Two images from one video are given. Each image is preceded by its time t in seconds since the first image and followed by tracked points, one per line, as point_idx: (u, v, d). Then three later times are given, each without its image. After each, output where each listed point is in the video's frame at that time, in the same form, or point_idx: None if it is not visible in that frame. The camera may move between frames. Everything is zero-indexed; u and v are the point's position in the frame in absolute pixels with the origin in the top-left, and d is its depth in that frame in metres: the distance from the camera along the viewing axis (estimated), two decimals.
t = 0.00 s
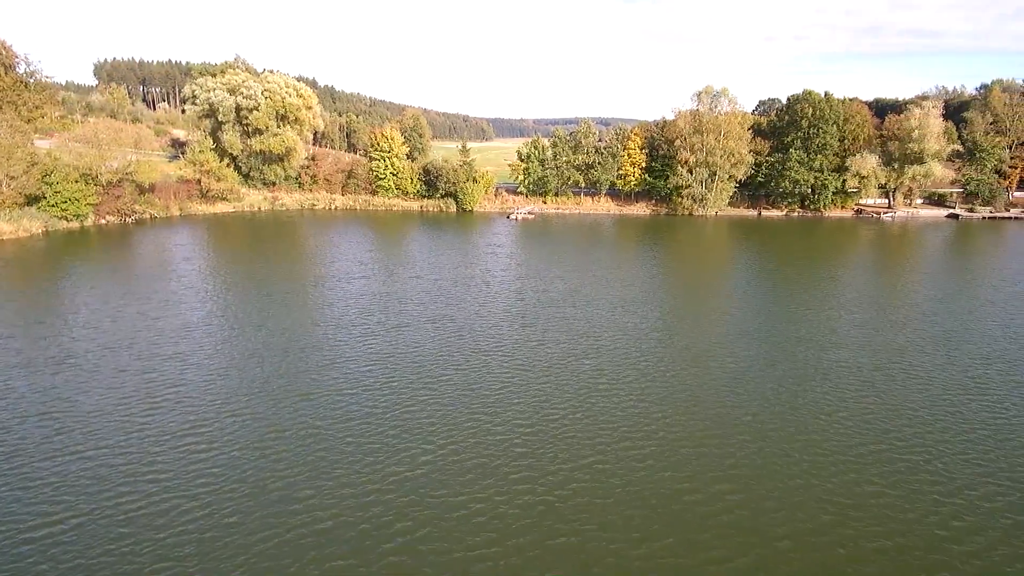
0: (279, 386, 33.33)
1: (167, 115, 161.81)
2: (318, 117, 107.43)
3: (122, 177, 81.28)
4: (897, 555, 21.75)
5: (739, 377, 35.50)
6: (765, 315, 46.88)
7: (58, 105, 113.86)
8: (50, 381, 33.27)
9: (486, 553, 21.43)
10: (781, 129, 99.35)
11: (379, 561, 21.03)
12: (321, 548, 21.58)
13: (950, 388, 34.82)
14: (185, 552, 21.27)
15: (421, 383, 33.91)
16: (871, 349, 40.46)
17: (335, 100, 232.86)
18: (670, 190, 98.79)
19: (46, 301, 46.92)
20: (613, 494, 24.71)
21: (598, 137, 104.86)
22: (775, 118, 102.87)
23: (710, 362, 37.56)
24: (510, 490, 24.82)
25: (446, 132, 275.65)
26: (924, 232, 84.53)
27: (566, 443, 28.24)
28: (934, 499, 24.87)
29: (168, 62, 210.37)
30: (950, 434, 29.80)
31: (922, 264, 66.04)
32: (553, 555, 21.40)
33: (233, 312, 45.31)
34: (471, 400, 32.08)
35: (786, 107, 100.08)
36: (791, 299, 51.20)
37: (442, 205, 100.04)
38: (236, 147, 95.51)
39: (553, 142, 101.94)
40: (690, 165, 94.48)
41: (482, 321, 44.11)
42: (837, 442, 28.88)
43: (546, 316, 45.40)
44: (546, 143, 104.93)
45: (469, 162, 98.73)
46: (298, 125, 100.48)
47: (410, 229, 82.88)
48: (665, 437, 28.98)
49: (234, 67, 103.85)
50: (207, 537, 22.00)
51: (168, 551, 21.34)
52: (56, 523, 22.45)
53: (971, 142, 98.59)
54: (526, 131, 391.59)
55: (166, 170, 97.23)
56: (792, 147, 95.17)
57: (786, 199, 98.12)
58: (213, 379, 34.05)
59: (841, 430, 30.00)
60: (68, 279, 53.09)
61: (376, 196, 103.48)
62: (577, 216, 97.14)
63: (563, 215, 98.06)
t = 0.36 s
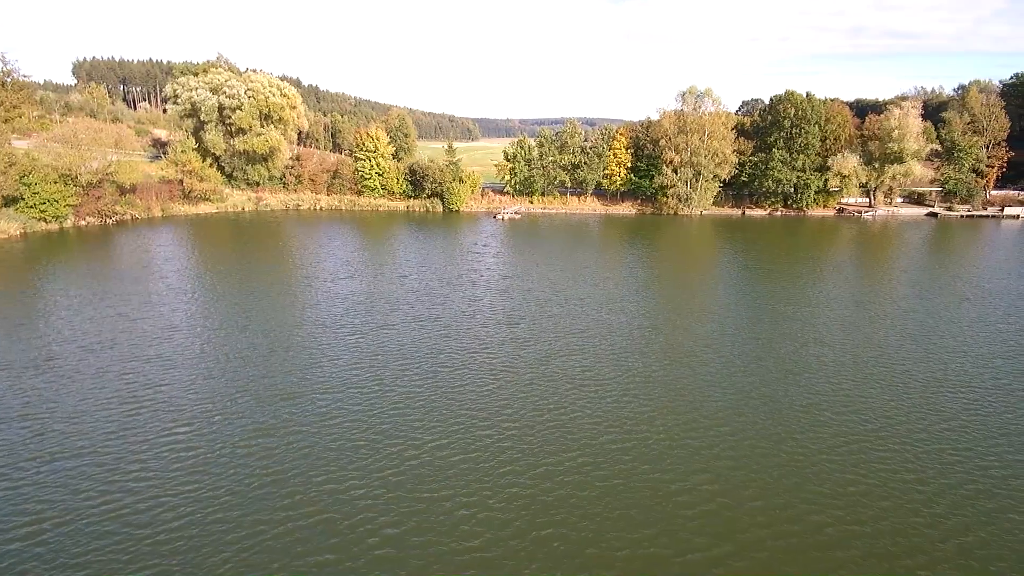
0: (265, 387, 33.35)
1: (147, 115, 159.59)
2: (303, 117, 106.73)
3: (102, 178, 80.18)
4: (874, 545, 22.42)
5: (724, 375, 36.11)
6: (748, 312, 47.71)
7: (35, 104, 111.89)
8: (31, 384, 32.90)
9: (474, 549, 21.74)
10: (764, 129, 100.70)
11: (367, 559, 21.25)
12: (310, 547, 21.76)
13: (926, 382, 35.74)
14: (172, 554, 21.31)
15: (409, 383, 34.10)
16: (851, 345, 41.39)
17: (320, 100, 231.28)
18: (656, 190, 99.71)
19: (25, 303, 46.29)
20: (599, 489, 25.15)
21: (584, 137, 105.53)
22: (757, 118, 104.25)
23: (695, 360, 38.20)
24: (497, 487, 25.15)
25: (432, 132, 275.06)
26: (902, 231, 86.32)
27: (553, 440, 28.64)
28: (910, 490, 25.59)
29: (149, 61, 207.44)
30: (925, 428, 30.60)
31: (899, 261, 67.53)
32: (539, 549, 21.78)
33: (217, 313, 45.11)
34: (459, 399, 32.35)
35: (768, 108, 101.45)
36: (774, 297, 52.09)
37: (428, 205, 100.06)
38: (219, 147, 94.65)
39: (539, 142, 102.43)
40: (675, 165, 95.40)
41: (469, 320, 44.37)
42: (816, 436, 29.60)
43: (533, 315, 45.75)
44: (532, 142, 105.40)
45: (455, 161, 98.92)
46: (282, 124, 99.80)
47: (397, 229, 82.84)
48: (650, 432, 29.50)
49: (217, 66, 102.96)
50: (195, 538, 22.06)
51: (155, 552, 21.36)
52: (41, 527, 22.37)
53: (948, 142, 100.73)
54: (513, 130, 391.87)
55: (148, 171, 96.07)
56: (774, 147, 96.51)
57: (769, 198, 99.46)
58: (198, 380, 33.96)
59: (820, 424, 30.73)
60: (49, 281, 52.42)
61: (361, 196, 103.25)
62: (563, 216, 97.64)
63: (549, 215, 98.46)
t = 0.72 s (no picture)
0: (250, 387, 33.34)
1: (128, 115, 157.48)
2: (286, 116, 105.97)
3: (81, 179, 79.05)
4: (849, 535, 23.06)
5: (708, 372, 36.72)
6: (731, 311, 48.47)
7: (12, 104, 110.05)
8: (10, 388, 32.56)
9: (460, 545, 22.02)
10: (746, 129, 102.05)
11: (354, 557, 21.46)
12: (296, 545, 21.93)
13: (904, 377, 36.60)
14: (157, 556, 21.33)
15: (396, 382, 34.24)
16: (830, 342, 42.24)
17: (304, 99, 229.65)
18: (641, 189, 100.56)
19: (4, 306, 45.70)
20: (583, 485, 25.54)
21: (569, 137, 106.20)
22: (740, 118, 105.57)
23: (679, 357, 38.79)
24: (483, 484, 25.45)
25: (417, 132, 274.58)
26: (882, 229, 87.92)
27: (538, 437, 29.01)
28: (886, 482, 26.30)
29: (129, 61, 204.67)
30: (902, 422, 31.36)
31: (877, 259, 68.97)
32: (524, 544, 22.13)
33: (201, 314, 44.85)
34: (446, 398, 32.58)
35: (751, 108, 102.81)
36: (756, 295, 52.93)
37: (414, 205, 99.90)
38: (201, 147, 93.79)
39: (525, 142, 102.89)
40: (660, 165, 96.28)
41: (455, 320, 44.59)
42: (796, 430, 30.29)
43: (519, 314, 46.06)
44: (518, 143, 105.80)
45: (441, 161, 99.02)
46: (266, 124, 99.11)
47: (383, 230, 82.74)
48: (633, 429, 29.99)
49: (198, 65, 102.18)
50: (179, 540, 22.09)
51: (140, 554, 21.39)
52: (24, 530, 22.31)
53: (927, 142, 102.70)
54: (498, 130, 392.19)
55: (129, 171, 94.91)
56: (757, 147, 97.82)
57: (752, 197, 100.74)
58: (181, 381, 33.85)
59: (799, 419, 31.45)
60: (28, 283, 51.78)
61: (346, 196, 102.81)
62: (549, 215, 98.05)
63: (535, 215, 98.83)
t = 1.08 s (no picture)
0: (234, 388, 33.28)
1: (107, 114, 155.10)
2: (270, 116, 105.04)
3: (59, 179, 77.75)
4: (826, 525, 23.70)
5: (693, 368, 37.31)
6: (715, 309, 49.18)
7: None
8: None
9: (448, 542, 22.24)
10: (729, 129, 103.29)
11: (342, 555, 21.59)
12: (281, 544, 22.06)
13: (881, 372, 37.53)
14: (142, 558, 21.29)
15: (382, 381, 34.38)
16: (811, 338, 43.06)
17: (287, 99, 227.87)
18: (626, 189, 101.30)
19: None
20: (569, 481, 25.89)
21: (555, 137, 106.71)
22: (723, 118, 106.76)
23: (664, 355, 39.35)
24: (468, 481, 25.78)
25: (402, 131, 273.77)
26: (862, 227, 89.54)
27: (523, 434, 29.35)
28: (861, 473, 27.05)
29: (108, 59, 201.55)
30: (880, 415, 32.13)
31: (856, 257, 70.37)
32: (509, 539, 22.47)
33: (185, 314, 44.59)
34: (433, 397, 32.75)
35: (733, 108, 104.09)
36: (739, 293, 53.70)
37: (399, 205, 99.75)
38: (182, 147, 92.80)
39: (510, 142, 103.22)
40: (645, 164, 97.04)
41: (441, 319, 44.77)
42: (775, 424, 30.96)
43: (505, 314, 46.30)
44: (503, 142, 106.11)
45: (427, 161, 99.02)
46: (248, 123, 98.19)
47: (368, 230, 82.54)
48: (617, 425, 30.44)
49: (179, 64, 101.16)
50: (165, 541, 22.04)
51: (124, 555, 21.37)
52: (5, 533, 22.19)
53: (906, 141, 104.95)
54: (484, 130, 392.43)
55: (108, 172, 93.57)
56: (740, 146, 99.06)
57: (735, 196, 101.96)
58: (164, 383, 33.67)
59: (779, 413, 32.13)
60: (6, 285, 51.00)
61: (331, 196, 102.31)
62: (534, 215, 98.41)
63: (521, 214, 99.02)
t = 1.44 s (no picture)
0: (219, 389, 33.28)
1: (86, 113, 152.63)
2: (252, 115, 104.13)
3: (37, 180, 76.52)
4: (801, 515, 24.42)
5: (675, 366, 37.95)
6: (697, 307, 49.97)
7: None
8: None
9: (433, 538, 22.58)
10: (712, 129, 104.53)
11: (328, 554, 21.76)
12: (266, 543, 22.25)
13: (858, 367, 38.51)
14: (127, 559, 21.31)
15: (368, 381, 34.57)
16: (790, 335, 44.01)
17: (270, 98, 225.84)
18: (611, 188, 102.05)
19: None
20: (555, 478, 26.26)
21: (540, 137, 107.17)
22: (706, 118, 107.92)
23: (647, 352, 39.99)
24: (453, 478, 26.12)
25: (387, 131, 272.66)
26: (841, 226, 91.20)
27: (507, 432, 29.74)
28: (836, 465, 27.85)
29: (85, 58, 198.12)
30: (859, 410, 32.91)
31: (835, 254, 71.78)
32: (493, 534, 22.87)
33: (168, 315, 44.38)
34: (418, 396, 33.01)
35: (716, 108, 105.34)
36: (721, 291, 54.59)
37: (385, 205, 99.58)
38: (163, 147, 91.82)
39: (496, 142, 103.50)
40: (629, 164, 97.81)
41: (426, 319, 45.04)
42: (754, 419, 31.69)
43: (490, 313, 46.68)
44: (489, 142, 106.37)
45: (412, 161, 99.00)
46: (230, 123, 97.33)
47: (353, 230, 82.39)
48: (600, 421, 30.96)
49: (159, 63, 100.13)
50: (150, 542, 22.09)
51: (108, 556, 21.43)
52: None
53: (885, 140, 106.85)
54: (469, 130, 392.02)
55: (87, 172, 92.24)
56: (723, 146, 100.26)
57: (719, 195, 103.19)
58: (147, 384, 33.53)
59: (758, 408, 32.86)
60: None
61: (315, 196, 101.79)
62: (520, 215, 98.82)
63: (507, 214, 99.31)
